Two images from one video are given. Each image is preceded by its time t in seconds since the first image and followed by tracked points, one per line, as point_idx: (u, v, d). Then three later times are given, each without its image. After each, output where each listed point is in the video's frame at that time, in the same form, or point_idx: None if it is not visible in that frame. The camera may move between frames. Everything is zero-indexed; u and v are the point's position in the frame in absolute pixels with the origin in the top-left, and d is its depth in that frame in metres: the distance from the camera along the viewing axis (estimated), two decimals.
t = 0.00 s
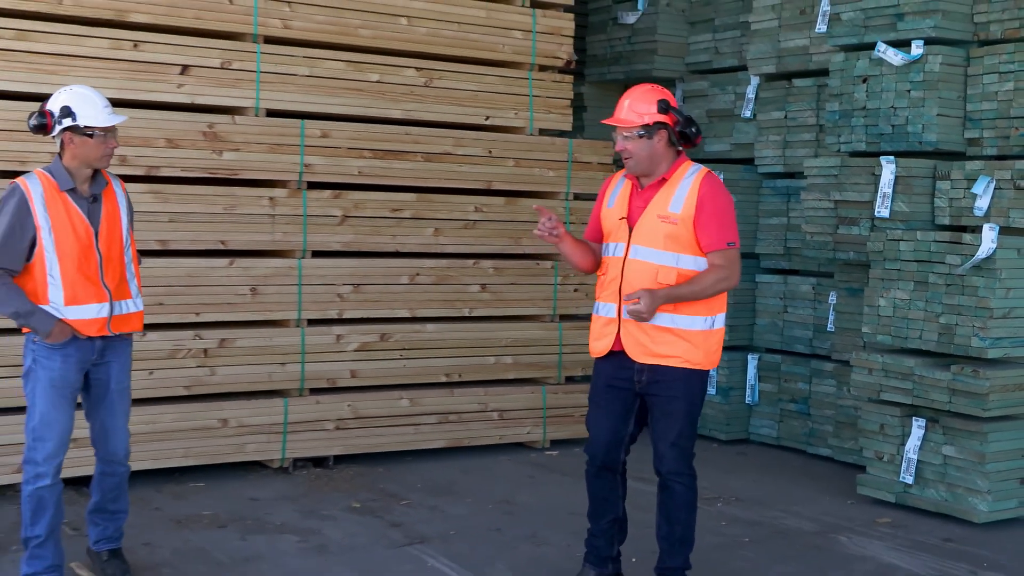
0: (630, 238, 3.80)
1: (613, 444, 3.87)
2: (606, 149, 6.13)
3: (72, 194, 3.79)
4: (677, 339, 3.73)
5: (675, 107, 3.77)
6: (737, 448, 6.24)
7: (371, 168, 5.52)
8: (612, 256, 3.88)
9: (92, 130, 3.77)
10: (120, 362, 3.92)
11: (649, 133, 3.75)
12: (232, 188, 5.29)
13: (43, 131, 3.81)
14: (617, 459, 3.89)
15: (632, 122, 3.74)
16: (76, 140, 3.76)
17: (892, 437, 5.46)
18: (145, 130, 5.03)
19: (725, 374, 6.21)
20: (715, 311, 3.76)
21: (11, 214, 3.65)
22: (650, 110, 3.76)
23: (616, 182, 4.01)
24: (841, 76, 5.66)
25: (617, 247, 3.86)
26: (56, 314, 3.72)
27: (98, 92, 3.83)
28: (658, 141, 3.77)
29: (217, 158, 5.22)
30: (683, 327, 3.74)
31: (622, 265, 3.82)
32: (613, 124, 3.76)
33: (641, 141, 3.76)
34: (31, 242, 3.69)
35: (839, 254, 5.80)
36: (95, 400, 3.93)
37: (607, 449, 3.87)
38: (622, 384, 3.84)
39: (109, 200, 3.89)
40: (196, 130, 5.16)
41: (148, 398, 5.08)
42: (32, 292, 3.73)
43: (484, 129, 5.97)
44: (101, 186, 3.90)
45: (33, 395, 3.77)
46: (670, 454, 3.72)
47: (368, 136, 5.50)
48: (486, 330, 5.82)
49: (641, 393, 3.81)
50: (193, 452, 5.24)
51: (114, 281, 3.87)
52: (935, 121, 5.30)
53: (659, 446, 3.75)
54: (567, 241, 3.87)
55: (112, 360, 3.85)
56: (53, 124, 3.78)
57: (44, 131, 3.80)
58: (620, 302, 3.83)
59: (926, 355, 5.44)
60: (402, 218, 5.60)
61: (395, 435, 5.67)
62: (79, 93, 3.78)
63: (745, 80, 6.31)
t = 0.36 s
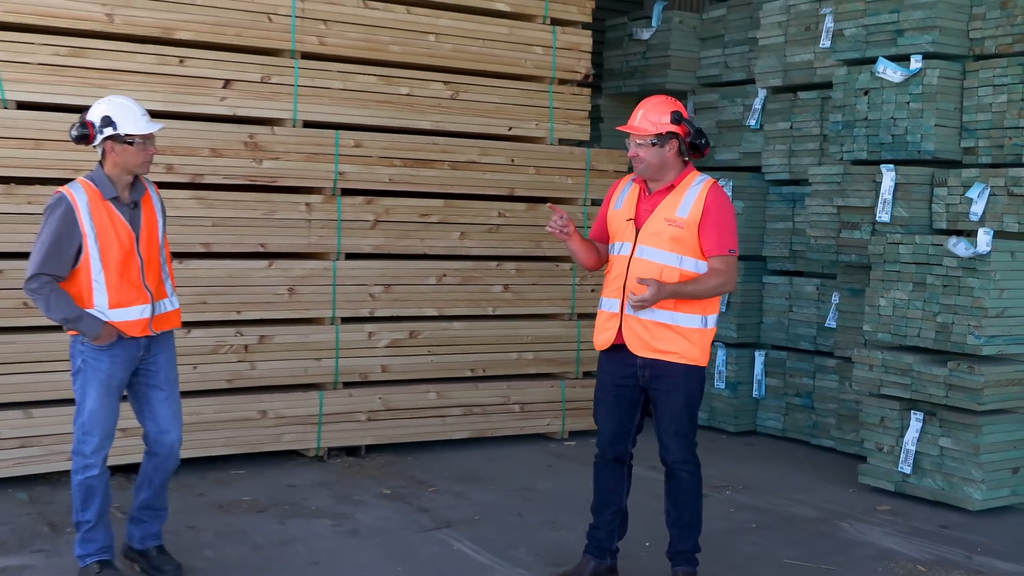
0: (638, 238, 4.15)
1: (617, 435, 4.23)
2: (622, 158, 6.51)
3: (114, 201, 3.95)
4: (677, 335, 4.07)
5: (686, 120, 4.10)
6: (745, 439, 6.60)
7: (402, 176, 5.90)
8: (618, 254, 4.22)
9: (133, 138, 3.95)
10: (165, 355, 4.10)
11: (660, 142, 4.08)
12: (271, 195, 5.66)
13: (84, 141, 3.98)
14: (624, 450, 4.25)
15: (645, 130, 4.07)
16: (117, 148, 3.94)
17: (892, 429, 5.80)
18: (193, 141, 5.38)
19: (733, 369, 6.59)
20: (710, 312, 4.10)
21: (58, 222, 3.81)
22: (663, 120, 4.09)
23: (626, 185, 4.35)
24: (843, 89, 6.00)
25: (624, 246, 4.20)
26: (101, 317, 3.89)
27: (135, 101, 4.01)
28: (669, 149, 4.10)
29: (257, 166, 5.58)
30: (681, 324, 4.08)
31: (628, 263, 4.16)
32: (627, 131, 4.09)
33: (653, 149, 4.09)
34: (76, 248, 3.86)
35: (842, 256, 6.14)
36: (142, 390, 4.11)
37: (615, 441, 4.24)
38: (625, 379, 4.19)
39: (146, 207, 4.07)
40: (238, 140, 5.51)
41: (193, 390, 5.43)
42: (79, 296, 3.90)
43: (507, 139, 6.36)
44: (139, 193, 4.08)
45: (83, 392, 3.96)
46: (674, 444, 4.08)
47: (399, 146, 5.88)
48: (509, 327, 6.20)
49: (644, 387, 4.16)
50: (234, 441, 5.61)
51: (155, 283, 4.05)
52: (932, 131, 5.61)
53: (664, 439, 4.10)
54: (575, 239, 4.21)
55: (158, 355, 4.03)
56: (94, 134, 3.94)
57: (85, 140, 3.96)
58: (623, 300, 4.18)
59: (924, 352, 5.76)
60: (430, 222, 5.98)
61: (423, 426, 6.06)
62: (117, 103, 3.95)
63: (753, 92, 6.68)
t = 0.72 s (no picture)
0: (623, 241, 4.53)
1: (615, 423, 4.64)
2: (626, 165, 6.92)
3: (159, 210, 4.14)
4: (667, 329, 4.45)
5: (661, 133, 4.49)
6: (741, 429, 7.00)
7: (420, 182, 6.31)
8: (603, 257, 4.60)
9: (180, 148, 4.15)
10: (201, 353, 4.29)
11: (637, 151, 4.47)
12: (298, 200, 6.04)
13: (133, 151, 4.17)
14: (622, 437, 4.65)
15: (623, 141, 4.46)
16: (166, 158, 4.14)
17: (880, 420, 6.19)
18: (227, 150, 5.78)
19: (730, 363, 7.00)
20: (692, 308, 4.51)
21: (106, 227, 3.99)
22: (640, 132, 4.48)
23: (605, 191, 4.73)
24: (834, 100, 6.39)
25: (610, 249, 4.58)
26: (140, 319, 4.08)
27: (182, 114, 4.21)
28: (646, 159, 4.50)
29: (285, 174, 5.97)
30: (668, 319, 4.46)
31: (615, 265, 4.55)
32: (608, 141, 4.47)
33: (630, 159, 4.48)
34: (121, 253, 4.05)
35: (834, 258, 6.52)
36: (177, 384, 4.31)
37: (613, 428, 4.64)
38: (620, 371, 4.59)
39: (190, 215, 4.24)
40: (267, 149, 5.90)
41: (226, 382, 5.82)
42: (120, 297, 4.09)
43: (518, 147, 6.78)
44: (183, 202, 4.26)
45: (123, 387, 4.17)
46: (667, 433, 4.46)
47: (418, 154, 6.30)
48: (520, 324, 6.62)
49: (638, 378, 4.54)
50: (263, 430, 6.01)
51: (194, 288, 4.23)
52: (919, 140, 5.99)
53: (656, 427, 4.47)
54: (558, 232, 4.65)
55: (194, 354, 4.23)
56: (144, 145, 4.14)
57: (134, 150, 4.15)
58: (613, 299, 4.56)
59: (910, 349, 6.15)
60: (445, 226, 6.38)
61: (439, 416, 6.48)
62: (166, 116, 4.15)
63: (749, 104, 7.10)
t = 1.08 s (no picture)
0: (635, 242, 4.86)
1: (625, 414, 4.99)
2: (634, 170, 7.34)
3: (211, 208, 4.45)
4: (677, 326, 4.80)
5: (672, 140, 4.82)
6: (743, 419, 7.40)
7: (439, 186, 6.71)
8: (617, 257, 4.92)
9: (233, 149, 4.48)
10: (248, 352, 4.59)
11: (649, 157, 4.80)
12: (325, 202, 6.43)
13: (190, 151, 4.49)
14: (630, 425, 5.00)
15: (636, 147, 4.79)
16: (220, 158, 4.45)
17: (874, 411, 6.55)
18: (259, 155, 6.18)
19: (732, 356, 7.42)
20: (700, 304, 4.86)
21: (160, 221, 4.31)
22: (652, 139, 4.81)
23: (617, 194, 5.07)
24: (831, 107, 6.77)
25: (623, 250, 4.90)
26: (191, 312, 4.36)
27: (235, 118, 4.55)
28: (657, 164, 4.84)
29: (313, 178, 6.36)
30: (678, 316, 4.81)
31: (627, 265, 4.87)
32: (622, 148, 4.80)
33: (643, 164, 4.82)
34: (173, 248, 4.35)
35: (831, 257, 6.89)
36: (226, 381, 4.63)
37: (622, 418, 4.99)
38: (629, 364, 4.93)
39: (241, 214, 4.55)
40: (296, 154, 6.29)
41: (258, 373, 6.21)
42: (172, 292, 4.38)
43: (531, 153, 7.19)
44: (234, 202, 4.58)
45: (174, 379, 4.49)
46: (674, 422, 4.82)
47: (438, 159, 6.70)
48: (534, 320, 7.04)
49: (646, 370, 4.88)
50: (292, 418, 6.40)
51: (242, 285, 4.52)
52: (911, 146, 6.34)
53: (666, 417, 4.83)
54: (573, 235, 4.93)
55: (240, 353, 4.52)
56: (199, 145, 4.46)
57: (190, 151, 4.47)
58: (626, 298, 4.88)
59: (903, 343, 6.50)
60: (463, 227, 6.79)
61: (458, 406, 6.89)
62: (220, 119, 4.48)
63: (751, 111, 7.52)
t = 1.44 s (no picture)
0: (652, 252, 5.12)
1: (642, 406, 5.28)
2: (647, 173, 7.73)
3: (258, 209, 4.76)
4: (696, 324, 5.09)
5: (685, 149, 5.06)
6: (750, 410, 7.80)
7: (461, 188, 7.10)
8: (633, 266, 5.18)
9: (280, 152, 4.80)
10: (294, 348, 4.95)
11: (663, 166, 5.05)
12: (354, 204, 6.80)
13: (238, 155, 4.83)
14: (646, 418, 5.29)
15: (651, 157, 5.04)
16: (269, 160, 4.78)
17: (875, 402, 6.89)
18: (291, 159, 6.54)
19: (740, 350, 7.83)
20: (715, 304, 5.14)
21: (211, 220, 4.62)
22: (666, 149, 5.06)
23: (630, 201, 5.30)
24: (835, 113, 7.11)
25: (639, 259, 5.16)
26: (242, 306, 4.68)
27: (279, 124, 4.88)
28: (671, 172, 5.09)
29: (342, 181, 6.72)
30: (696, 318, 5.09)
31: (645, 274, 5.13)
32: (638, 157, 5.04)
33: (655, 172, 5.07)
34: (224, 246, 4.67)
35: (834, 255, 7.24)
36: (268, 376, 4.98)
37: (639, 410, 5.28)
38: (647, 360, 5.22)
39: (286, 215, 4.87)
40: (326, 158, 6.66)
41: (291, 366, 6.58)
42: (226, 289, 4.71)
43: (549, 157, 7.58)
44: (281, 204, 4.92)
45: (226, 373, 4.73)
46: (687, 415, 5.12)
47: (460, 163, 7.09)
48: (551, 315, 7.44)
49: (664, 366, 5.18)
50: (323, 408, 6.78)
51: (289, 282, 4.85)
52: (912, 150, 6.67)
53: (680, 409, 5.12)
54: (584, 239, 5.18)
55: (287, 348, 4.86)
56: (249, 148, 4.80)
57: (239, 153, 4.82)
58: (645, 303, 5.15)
59: (904, 338, 6.81)
60: (484, 227, 7.18)
61: (479, 397, 7.27)
62: (268, 123, 4.82)
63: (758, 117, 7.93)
